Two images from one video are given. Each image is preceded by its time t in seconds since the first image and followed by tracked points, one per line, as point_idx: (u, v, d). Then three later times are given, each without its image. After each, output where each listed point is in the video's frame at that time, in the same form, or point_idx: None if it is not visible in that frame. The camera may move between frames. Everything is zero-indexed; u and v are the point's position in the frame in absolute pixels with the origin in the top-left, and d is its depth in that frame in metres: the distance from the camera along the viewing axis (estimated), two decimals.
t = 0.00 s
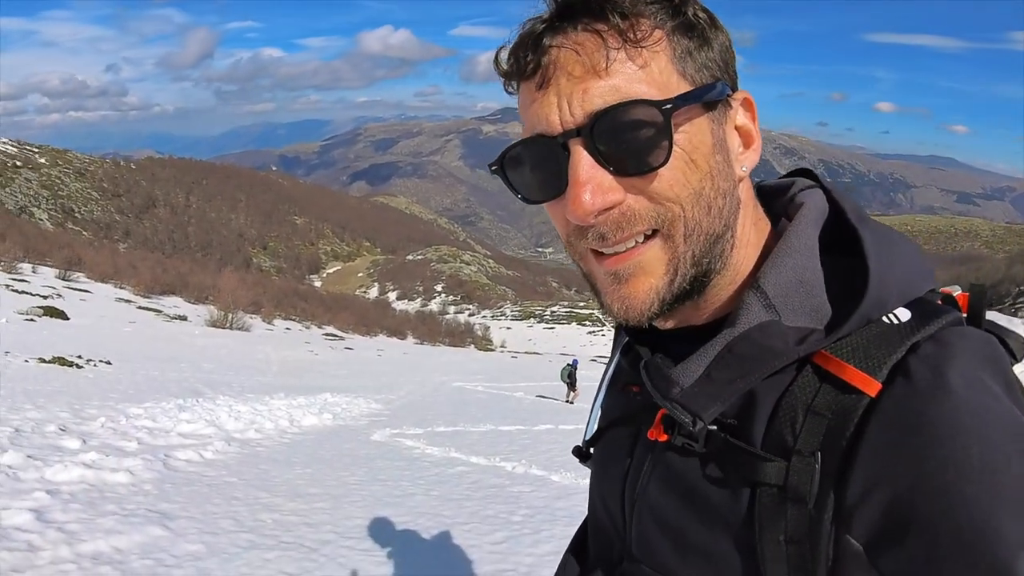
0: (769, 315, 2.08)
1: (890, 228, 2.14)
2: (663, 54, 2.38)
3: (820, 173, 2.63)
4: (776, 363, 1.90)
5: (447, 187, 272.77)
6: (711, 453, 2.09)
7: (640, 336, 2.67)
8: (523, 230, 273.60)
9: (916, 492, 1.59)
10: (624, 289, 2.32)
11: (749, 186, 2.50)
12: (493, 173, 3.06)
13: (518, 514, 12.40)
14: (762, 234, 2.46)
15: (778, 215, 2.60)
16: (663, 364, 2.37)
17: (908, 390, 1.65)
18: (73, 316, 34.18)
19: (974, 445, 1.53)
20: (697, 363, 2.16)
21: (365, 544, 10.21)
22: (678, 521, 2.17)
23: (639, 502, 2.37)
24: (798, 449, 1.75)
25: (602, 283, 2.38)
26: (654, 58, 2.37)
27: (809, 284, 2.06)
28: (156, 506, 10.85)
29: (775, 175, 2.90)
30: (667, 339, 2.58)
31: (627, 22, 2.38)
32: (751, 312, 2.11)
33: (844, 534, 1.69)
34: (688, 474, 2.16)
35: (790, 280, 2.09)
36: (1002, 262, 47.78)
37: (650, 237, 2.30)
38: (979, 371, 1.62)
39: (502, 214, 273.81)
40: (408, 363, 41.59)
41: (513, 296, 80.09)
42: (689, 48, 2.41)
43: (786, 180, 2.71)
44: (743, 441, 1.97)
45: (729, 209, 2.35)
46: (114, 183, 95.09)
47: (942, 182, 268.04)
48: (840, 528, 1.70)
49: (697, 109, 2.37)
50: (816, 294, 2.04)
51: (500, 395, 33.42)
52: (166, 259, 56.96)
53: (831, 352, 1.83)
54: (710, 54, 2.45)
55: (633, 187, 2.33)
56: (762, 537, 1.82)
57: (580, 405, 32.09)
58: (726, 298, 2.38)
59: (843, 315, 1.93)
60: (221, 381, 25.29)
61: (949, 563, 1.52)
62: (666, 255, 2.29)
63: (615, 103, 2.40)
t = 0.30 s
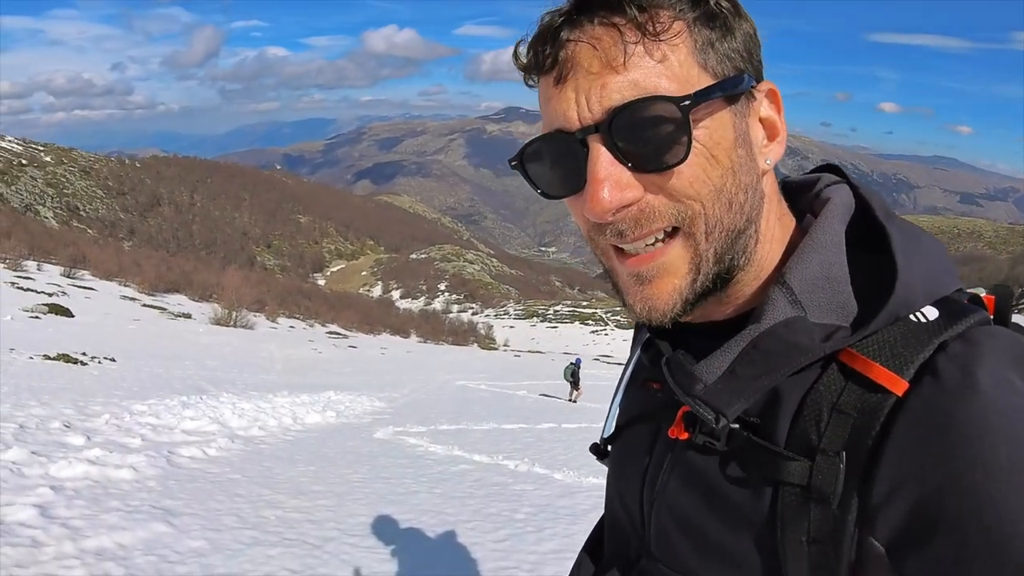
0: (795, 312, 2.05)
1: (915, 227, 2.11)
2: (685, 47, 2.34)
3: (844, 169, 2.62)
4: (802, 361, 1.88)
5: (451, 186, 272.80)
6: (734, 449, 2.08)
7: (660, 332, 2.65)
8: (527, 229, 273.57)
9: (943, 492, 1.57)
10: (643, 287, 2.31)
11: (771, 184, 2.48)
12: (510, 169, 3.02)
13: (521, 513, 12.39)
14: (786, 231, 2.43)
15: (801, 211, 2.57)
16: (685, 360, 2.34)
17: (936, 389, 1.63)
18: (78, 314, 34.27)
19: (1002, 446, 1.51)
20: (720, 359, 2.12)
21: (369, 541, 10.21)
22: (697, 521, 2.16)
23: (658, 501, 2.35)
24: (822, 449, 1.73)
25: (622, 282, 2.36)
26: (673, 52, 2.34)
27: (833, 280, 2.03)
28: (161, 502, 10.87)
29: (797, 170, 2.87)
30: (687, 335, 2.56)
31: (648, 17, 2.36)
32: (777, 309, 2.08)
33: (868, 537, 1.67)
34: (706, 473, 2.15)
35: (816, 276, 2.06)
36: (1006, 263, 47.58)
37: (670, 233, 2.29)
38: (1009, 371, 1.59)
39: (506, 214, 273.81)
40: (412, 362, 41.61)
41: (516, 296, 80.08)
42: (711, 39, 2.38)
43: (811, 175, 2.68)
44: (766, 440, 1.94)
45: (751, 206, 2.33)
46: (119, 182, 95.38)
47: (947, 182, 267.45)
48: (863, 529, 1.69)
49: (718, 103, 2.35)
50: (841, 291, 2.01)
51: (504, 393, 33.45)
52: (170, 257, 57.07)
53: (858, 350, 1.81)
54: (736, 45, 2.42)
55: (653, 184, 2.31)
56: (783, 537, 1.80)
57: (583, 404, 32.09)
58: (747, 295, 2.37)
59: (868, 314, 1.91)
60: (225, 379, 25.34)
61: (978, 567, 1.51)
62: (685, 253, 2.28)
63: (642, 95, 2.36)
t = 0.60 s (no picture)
0: (820, 311, 2.03)
1: (941, 228, 2.10)
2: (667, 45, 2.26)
3: (869, 166, 2.57)
4: (825, 362, 1.86)
5: (452, 186, 272.82)
6: (751, 451, 2.05)
7: (672, 328, 2.61)
8: (528, 229, 273.53)
9: (971, 496, 1.57)
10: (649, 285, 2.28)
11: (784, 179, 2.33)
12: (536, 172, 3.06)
13: (522, 511, 12.38)
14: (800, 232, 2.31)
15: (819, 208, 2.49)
16: (702, 359, 2.30)
17: (963, 394, 1.63)
18: (79, 312, 34.26)
19: None
20: (742, 359, 2.10)
21: (370, 540, 10.19)
22: (715, 524, 2.13)
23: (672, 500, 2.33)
24: (846, 455, 1.72)
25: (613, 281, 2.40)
26: (597, 79, 2.32)
27: (859, 281, 2.03)
28: (162, 500, 10.87)
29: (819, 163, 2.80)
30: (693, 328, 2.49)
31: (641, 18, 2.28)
32: (801, 308, 2.05)
33: (890, 545, 1.68)
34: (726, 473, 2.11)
35: (841, 275, 2.04)
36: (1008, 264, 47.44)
37: (665, 230, 2.24)
38: None
39: (507, 213, 273.77)
40: (413, 361, 41.61)
41: (517, 295, 80.03)
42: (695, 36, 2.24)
43: (832, 171, 2.58)
44: (787, 443, 1.92)
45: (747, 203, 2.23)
46: (121, 180, 95.42)
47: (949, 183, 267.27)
48: (887, 537, 1.69)
49: (651, 122, 2.25)
50: (866, 291, 2.01)
51: (505, 392, 33.41)
52: (172, 255, 57.05)
53: (880, 352, 1.80)
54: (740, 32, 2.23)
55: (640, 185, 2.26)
56: (803, 544, 1.80)
57: (583, 404, 32.06)
58: (757, 297, 2.28)
59: (893, 311, 1.91)
60: (226, 377, 25.35)
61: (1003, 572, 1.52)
62: (677, 256, 2.23)
63: (575, 130, 2.37)
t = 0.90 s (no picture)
0: (853, 297, 1.80)
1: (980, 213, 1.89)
2: (633, 21, 1.99)
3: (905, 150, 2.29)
4: (860, 348, 1.68)
5: (454, 184, 272.90)
6: (784, 441, 1.85)
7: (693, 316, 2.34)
8: (529, 227, 273.63)
9: (1011, 484, 1.41)
10: (654, 259, 2.13)
11: (793, 167, 1.93)
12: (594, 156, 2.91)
13: (524, 509, 12.37)
14: (820, 224, 1.95)
15: (853, 195, 2.22)
16: (732, 348, 2.05)
17: (1006, 383, 1.47)
18: (82, 309, 34.32)
19: None
20: (775, 346, 1.87)
21: (373, 537, 10.17)
22: (741, 515, 1.96)
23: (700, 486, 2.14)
24: (879, 442, 1.58)
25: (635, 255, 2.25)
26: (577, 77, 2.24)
27: (895, 267, 1.80)
28: (164, 496, 10.86)
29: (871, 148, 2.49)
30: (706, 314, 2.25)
31: None
32: (835, 293, 1.81)
33: (922, 536, 1.52)
34: (756, 461, 1.92)
35: (875, 259, 1.81)
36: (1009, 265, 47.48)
37: (654, 207, 2.05)
38: None
39: (508, 211, 273.87)
40: (414, 358, 41.66)
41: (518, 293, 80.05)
42: (652, 16, 1.96)
43: (869, 155, 2.32)
44: (819, 430, 1.75)
45: (717, 200, 1.95)
46: (123, 177, 95.48)
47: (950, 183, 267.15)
48: (920, 528, 1.53)
49: (607, 125, 2.11)
50: (901, 276, 1.80)
51: (506, 390, 33.44)
52: (174, 253, 57.10)
53: (917, 339, 1.63)
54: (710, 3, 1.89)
55: (624, 168, 2.11)
56: (834, 538, 1.66)
57: (585, 402, 32.07)
58: (774, 289, 1.98)
59: (932, 296, 1.71)
60: (227, 374, 25.40)
61: None
62: (665, 238, 2.06)
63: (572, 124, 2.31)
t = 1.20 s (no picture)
0: (852, 291, 1.78)
1: (982, 205, 1.86)
2: (612, 33, 2.01)
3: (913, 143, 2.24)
4: (859, 341, 1.67)
5: (454, 184, 273.05)
6: (788, 433, 1.85)
7: (701, 309, 2.33)
8: (530, 227, 273.72)
9: (1010, 477, 1.42)
10: (659, 256, 2.16)
11: (783, 166, 1.90)
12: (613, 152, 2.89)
13: (526, 508, 12.39)
14: (814, 222, 1.93)
15: (861, 190, 2.18)
16: (737, 341, 2.04)
17: (999, 375, 1.47)
18: (83, 308, 34.40)
19: None
20: (775, 339, 1.86)
21: (375, 535, 10.19)
22: (745, 504, 1.98)
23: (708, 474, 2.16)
24: (877, 433, 1.59)
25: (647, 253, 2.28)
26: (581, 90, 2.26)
27: (894, 261, 1.78)
28: (166, 494, 10.88)
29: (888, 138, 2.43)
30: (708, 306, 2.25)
31: (595, 17, 2.09)
32: (834, 286, 1.80)
33: (916, 523, 1.55)
34: (761, 449, 1.93)
35: (874, 255, 1.80)
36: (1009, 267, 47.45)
37: (652, 208, 2.08)
38: None
39: (509, 212, 273.93)
40: (415, 358, 41.68)
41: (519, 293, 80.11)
42: (628, 30, 1.97)
43: (877, 149, 2.28)
44: (820, 422, 1.75)
45: (707, 203, 1.96)
46: (124, 177, 95.56)
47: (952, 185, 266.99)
48: (915, 516, 1.55)
49: (604, 139, 2.14)
50: (901, 271, 1.77)
51: (506, 390, 33.47)
52: (175, 253, 57.19)
53: (917, 333, 1.62)
54: (678, 17, 1.89)
55: (625, 177, 2.13)
56: (835, 528, 1.68)
57: (585, 402, 32.10)
58: (772, 283, 1.98)
59: (929, 290, 1.69)
60: (228, 373, 25.42)
61: None
62: (666, 239, 2.09)
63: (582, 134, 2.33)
